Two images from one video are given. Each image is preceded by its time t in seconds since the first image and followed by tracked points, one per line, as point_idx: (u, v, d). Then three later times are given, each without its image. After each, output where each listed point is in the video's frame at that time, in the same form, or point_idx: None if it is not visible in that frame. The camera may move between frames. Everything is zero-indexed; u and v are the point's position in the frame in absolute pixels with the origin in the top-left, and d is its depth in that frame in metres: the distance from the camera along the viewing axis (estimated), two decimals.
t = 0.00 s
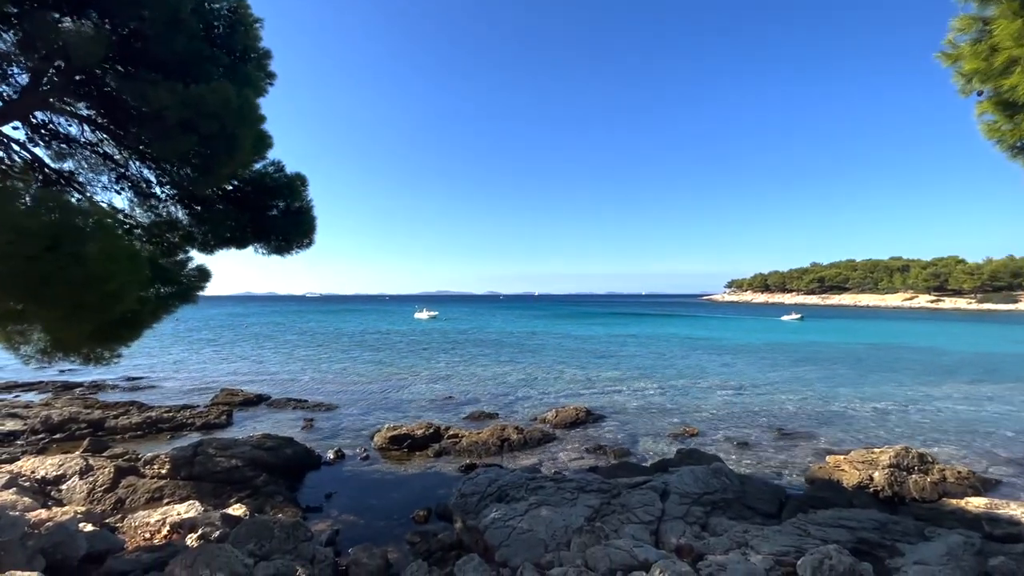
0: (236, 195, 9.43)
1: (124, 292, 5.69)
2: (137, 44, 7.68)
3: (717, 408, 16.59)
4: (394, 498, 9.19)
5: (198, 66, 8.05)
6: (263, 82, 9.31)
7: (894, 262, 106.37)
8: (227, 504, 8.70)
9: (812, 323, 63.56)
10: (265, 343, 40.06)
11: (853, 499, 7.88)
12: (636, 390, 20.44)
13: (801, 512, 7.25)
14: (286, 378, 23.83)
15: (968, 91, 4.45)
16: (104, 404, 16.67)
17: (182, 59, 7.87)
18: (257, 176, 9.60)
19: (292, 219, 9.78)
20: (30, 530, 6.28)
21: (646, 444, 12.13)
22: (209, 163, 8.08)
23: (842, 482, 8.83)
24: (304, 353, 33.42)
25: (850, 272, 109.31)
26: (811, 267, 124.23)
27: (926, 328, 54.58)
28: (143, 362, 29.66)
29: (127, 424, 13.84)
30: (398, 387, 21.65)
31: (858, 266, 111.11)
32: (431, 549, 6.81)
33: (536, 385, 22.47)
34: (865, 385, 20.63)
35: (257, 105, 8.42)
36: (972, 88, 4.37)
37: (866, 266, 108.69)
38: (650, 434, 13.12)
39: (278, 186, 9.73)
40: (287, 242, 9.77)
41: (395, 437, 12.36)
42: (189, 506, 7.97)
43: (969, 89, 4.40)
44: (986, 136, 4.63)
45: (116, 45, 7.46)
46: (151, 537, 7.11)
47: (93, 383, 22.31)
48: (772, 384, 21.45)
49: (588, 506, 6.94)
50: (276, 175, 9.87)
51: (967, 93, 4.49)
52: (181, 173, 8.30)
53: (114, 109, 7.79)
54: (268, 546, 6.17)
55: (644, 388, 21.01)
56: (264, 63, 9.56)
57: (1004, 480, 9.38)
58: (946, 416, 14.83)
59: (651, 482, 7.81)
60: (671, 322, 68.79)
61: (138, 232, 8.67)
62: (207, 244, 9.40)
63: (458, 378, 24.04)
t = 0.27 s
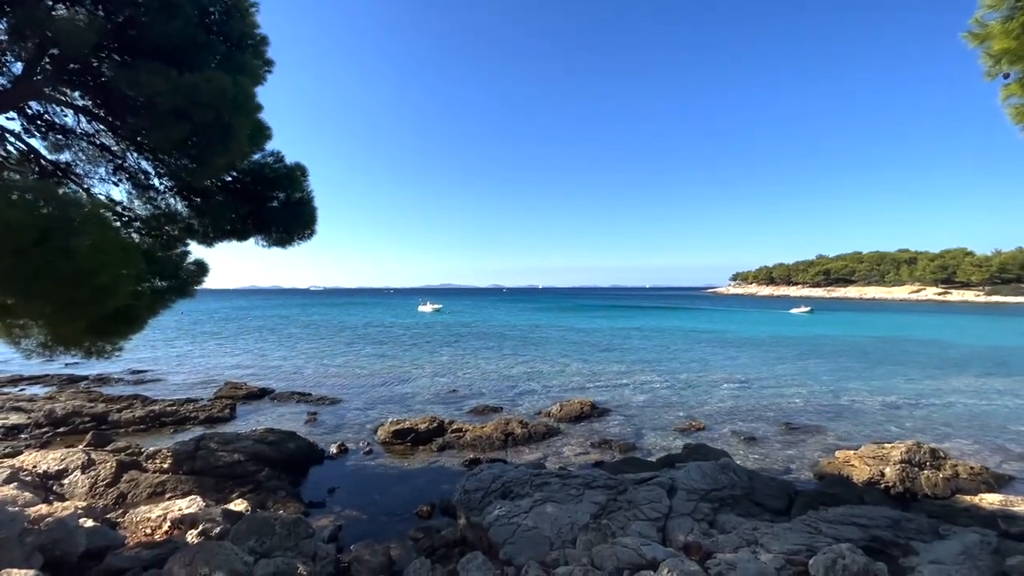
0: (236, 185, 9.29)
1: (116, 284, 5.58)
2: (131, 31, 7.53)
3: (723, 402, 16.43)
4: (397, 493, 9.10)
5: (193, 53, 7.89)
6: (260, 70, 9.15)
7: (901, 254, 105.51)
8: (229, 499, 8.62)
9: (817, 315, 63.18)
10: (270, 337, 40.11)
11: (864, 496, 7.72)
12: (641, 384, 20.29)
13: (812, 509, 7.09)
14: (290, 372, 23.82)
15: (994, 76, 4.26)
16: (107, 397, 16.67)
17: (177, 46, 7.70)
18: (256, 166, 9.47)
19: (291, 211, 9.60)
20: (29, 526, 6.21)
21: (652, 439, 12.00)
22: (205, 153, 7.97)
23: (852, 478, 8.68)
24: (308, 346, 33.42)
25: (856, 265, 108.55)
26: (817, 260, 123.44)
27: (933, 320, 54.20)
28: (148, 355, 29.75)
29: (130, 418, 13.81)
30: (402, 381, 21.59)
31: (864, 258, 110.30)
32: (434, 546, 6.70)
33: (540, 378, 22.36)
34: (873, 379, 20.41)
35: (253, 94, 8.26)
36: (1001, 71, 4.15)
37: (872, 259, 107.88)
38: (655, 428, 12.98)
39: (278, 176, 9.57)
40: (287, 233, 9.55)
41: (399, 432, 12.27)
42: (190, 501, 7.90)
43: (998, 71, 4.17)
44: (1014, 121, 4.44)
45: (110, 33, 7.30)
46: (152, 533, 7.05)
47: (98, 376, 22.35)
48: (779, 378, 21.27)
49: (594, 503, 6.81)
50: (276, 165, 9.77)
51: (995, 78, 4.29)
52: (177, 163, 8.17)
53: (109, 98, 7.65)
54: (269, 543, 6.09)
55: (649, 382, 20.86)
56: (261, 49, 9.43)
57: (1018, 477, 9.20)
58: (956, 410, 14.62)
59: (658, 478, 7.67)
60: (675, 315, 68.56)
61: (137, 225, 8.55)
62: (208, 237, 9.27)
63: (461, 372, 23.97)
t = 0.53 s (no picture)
0: (236, 177, 9.13)
1: (112, 277, 5.50)
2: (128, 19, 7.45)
3: (730, 395, 16.28)
4: (401, 488, 9.01)
5: (190, 41, 7.76)
6: (259, 58, 9.03)
7: (908, 246, 104.64)
8: (232, 493, 8.56)
9: (823, 308, 62.77)
10: (274, 330, 40.15)
11: (876, 492, 7.57)
12: (646, 377, 20.16)
13: (823, 505, 6.95)
14: (294, 365, 23.80)
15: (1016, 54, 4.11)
16: (112, 391, 16.67)
17: (173, 33, 7.57)
18: (256, 157, 9.28)
19: (292, 202, 9.47)
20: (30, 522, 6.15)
21: (658, 433, 11.87)
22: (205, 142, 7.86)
23: (863, 473, 8.53)
24: (312, 339, 33.41)
25: (863, 257, 107.79)
26: (823, 252, 122.59)
27: (940, 313, 53.72)
28: (153, 348, 29.81)
29: (134, 411, 13.80)
30: (406, 374, 21.53)
31: (871, 250, 109.45)
32: (439, 542, 6.61)
33: (544, 372, 22.26)
34: (881, 372, 20.20)
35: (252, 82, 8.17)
36: None
37: (879, 251, 107.02)
38: (661, 422, 12.86)
39: (278, 167, 9.38)
40: (289, 224, 9.41)
41: (403, 426, 12.20)
42: (193, 496, 7.83)
43: None
44: None
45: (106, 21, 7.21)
46: (154, 528, 6.99)
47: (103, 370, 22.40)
48: (785, 371, 21.07)
49: (601, 499, 6.70)
50: (277, 156, 9.59)
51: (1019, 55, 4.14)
52: (179, 154, 8.03)
53: (106, 88, 7.53)
54: (271, 539, 6.00)
55: (655, 375, 20.73)
56: (261, 37, 9.27)
57: None
58: (967, 404, 14.42)
59: (665, 473, 7.54)
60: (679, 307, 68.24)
61: (136, 217, 8.44)
62: (210, 230, 9.11)
63: (465, 365, 23.89)
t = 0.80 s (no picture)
0: (235, 168, 8.98)
1: (109, 268, 5.41)
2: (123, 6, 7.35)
3: (736, 389, 16.14)
4: (406, 482, 8.92)
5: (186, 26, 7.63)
6: (258, 44, 8.90)
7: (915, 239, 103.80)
8: (235, 488, 8.48)
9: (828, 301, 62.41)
10: (277, 324, 40.16)
11: (890, 488, 7.42)
12: (651, 371, 20.02)
13: (836, 502, 6.81)
14: (297, 359, 23.77)
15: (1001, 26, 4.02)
16: (116, 384, 16.66)
17: (167, 16, 7.44)
18: (255, 148, 9.13)
19: (293, 194, 9.35)
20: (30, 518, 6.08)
21: (665, 427, 11.74)
22: (205, 128, 7.74)
23: (875, 469, 8.37)
24: (315, 333, 33.41)
25: (869, 250, 107.02)
26: (828, 245, 121.77)
27: (948, 306, 53.29)
28: (157, 342, 29.86)
29: (138, 405, 13.76)
30: (410, 367, 21.47)
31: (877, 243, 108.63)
32: (444, 538, 6.51)
33: (548, 365, 22.14)
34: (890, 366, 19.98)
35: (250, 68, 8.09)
36: None
37: (885, 244, 106.21)
38: (667, 416, 12.73)
39: (278, 158, 9.22)
40: (290, 216, 9.31)
41: (406, 420, 12.11)
42: (195, 491, 7.76)
43: None
44: None
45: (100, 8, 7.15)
46: (156, 523, 6.93)
47: (107, 363, 22.41)
48: (792, 364, 20.89)
49: (609, 495, 6.58)
50: (277, 147, 9.43)
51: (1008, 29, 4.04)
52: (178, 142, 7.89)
53: (102, 76, 7.40)
54: (273, 536, 5.91)
55: (660, 368, 20.57)
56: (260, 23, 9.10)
57: None
58: (979, 398, 14.22)
59: (673, 469, 7.41)
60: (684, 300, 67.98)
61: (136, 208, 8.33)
62: (211, 222, 9.00)
63: (469, 359, 23.80)
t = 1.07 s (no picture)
0: (235, 160, 8.81)
1: (106, 261, 5.29)
2: None
3: (744, 384, 15.94)
4: (410, 479, 8.80)
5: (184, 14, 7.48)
6: (258, 32, 8.74)
7: (923, 232, 102.89)
8: (238, 485, 8.38)
9: (835, 295, 61.96)
10: (282, 318, 40.16)
11: (906, 486, 7.24)
12: (657, 366, 19.85)
13: (851, 501, 6.64)
14: (302, 353, 23.71)
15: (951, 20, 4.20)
16: (120, 379, 16.63)
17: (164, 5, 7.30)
18: (256, 140, 8.96)
19: (295, 186, 9.20)
20: (29, 516, 5.98)
21: (673, 423, 11.57)
22: (206, 119, 7.61)
23: (889, 467, 8.20)
24: (319, 327, 33.34)
25: (876, 244, 106.16)
26: (834, 238, 120.86)
27: (956, 300, 52.82)
28: (161, 337, 29.87)
29: (141, 400, 13.70)
30: (414, 363, 21.36)
31: (884, 237, 107.74)
32: (450, 537, 6.39)
33: (553, 360, 22.00)
34: (900, 360, 19.73)
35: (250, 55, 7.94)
36: None
37: (892, 238, 105.32)
38: (675, 412, 12.56)
39: (279, 150, 9.07)
40: (292, 210, 9.18)
41: (411, 415, 11.99)
42: (198, 488, 7.66)
43: None
44: None
45: None
46: (159, 521, 6.83)
47: (112, 358, 22.41)
48: (799, 359, 20.67)
49: (618, 494, 6.44)
50: (278, 139, 9.26)
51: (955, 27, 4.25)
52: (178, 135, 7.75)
53: (99, 65, 7.24)
54: (276, 535, 5.80)
55: (666, 363, 20.40)
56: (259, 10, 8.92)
57: None
58: (992, 394, 13.99)
59: (684, 467, 7.26)
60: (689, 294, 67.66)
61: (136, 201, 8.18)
62: (212, 216, 8.85)
63: (474, 353, 23.69)
